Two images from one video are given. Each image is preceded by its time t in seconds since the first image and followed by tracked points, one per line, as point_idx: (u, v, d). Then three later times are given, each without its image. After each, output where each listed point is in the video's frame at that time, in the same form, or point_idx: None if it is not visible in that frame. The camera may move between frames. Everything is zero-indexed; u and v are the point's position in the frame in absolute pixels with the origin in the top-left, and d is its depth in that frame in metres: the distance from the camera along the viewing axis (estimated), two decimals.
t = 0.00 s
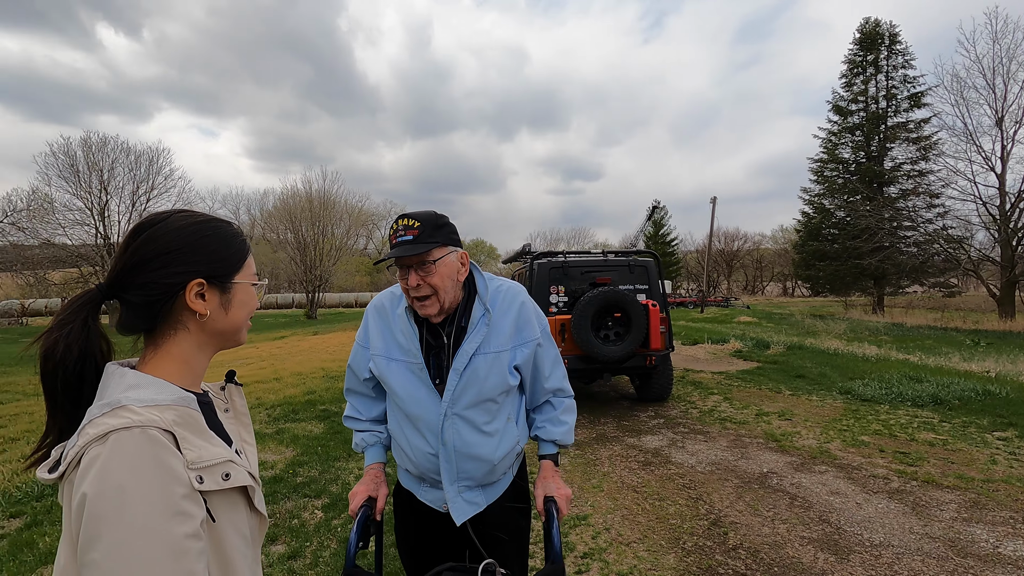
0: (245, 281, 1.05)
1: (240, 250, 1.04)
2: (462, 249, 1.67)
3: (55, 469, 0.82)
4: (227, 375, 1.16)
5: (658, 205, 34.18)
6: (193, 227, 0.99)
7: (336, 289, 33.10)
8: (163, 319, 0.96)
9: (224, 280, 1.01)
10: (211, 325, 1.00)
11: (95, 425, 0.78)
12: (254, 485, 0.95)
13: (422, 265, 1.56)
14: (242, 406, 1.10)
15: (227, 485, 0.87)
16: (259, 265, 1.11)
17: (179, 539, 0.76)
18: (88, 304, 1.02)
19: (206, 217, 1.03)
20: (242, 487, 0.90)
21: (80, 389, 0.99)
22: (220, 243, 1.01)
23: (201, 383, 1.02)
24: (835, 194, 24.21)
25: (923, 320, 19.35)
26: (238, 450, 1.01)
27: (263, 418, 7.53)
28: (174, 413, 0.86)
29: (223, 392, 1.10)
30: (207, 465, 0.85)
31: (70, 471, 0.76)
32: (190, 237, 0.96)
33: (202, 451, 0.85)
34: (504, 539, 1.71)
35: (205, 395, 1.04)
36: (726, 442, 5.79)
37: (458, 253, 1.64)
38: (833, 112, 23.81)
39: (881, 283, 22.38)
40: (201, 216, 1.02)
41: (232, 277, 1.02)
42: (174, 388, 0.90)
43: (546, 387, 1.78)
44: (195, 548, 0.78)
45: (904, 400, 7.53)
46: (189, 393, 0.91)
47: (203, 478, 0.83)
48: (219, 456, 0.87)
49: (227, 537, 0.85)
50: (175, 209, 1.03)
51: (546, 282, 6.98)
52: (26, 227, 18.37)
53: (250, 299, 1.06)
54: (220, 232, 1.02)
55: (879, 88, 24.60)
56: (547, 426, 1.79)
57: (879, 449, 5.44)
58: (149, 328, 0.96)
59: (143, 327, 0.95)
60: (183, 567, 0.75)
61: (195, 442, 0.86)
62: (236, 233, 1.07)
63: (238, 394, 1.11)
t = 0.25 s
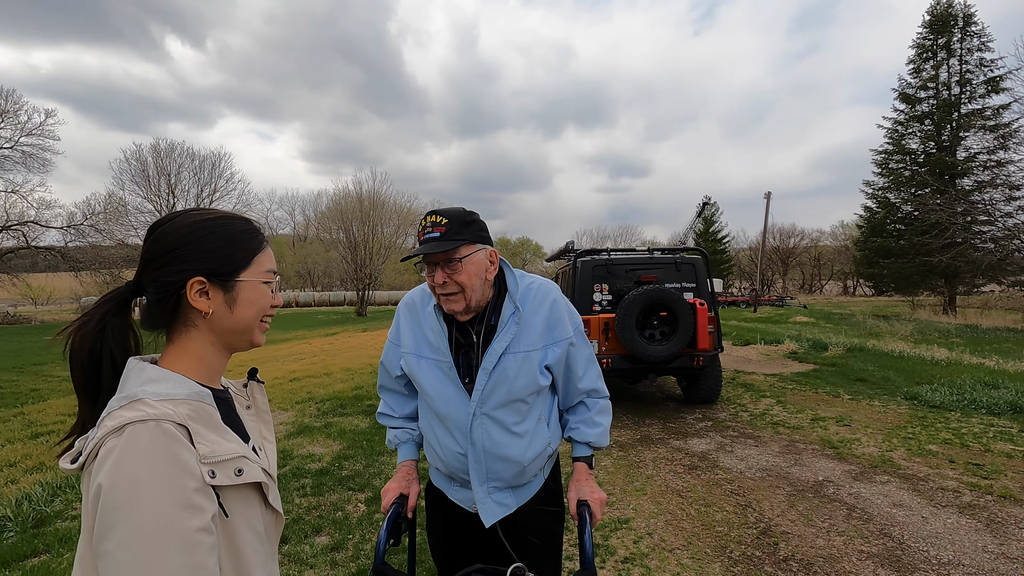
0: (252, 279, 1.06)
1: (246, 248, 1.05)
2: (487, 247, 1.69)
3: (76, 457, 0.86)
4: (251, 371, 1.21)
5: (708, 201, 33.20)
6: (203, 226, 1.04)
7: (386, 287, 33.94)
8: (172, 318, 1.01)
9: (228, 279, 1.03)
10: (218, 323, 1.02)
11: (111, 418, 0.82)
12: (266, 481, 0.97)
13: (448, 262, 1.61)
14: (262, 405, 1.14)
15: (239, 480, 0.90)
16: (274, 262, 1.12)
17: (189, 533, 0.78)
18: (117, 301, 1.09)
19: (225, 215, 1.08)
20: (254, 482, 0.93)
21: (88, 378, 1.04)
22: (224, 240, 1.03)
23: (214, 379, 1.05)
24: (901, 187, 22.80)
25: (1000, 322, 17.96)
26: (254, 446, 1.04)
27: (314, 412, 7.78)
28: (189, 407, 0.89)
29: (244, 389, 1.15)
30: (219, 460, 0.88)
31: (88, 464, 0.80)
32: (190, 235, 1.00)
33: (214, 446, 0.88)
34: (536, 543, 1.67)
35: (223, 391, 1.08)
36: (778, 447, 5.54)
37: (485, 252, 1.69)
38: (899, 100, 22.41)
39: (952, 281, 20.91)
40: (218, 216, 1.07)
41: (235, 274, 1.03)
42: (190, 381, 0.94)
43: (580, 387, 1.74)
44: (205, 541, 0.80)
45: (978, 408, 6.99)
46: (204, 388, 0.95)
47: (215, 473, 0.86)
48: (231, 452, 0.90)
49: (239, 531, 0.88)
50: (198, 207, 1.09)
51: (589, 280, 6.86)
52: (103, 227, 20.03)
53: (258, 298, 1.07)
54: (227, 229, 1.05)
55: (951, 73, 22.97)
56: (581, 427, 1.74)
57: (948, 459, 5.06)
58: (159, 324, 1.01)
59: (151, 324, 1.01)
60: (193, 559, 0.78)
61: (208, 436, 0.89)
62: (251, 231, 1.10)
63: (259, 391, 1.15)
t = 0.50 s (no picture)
0: (259, 276, 1.03)
1: (253, 242, 1.03)
2: (516, 244, 1.66)
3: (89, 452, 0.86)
4: (268, 370, 1.26)
5: (751, 198, 32.21)
6: (210, 221, 1.03)
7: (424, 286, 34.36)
8: (184, 314, 1.02)
9: (233, 276, 1.01)
10: (224, 320, 1.01)
11: (123, 412, 0.82)
12: (277, 483, 0.96)
13: (475, 257, 1.57)
14: (280, 404, 1.19)
15: (247, 480, 0.88)
16: (286, 257, 1.09)
17: (194, 532, 0.77)
18: (139, 294, 1.11)
19: (240, 211, 1.08)
20: (264, 482, 0.91)
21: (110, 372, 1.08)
22: (228, 235, 1.02)
23: (226, 377, 1.04)
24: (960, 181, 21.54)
25: None
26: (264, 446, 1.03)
27: (352, 409, 7.91)
28: (199, 404, 0.89)
29: (264, 386, 1.20)
30: (226, 458, 0.86)
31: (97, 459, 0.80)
32: (196, 231, 1.00)
33: (223, 444, 0.87)
34: (565, 548, 1.64)
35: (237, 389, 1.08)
36: (827, 453, 5.28)
37: (514, 247, 1.65)
38: (959, 89, 21.17)
39: (1018, 280, 19.61)
40: (231, 211, 1.06)
41: (240, 271, 1.02)
42: (202, 375, 0.95)
43: (612, 388, 1.67)
44: (210, 541, 0.79)
45: None
46: (215, 384, 0.95)
47: (222, 471, 0.85)
48: (241, 451, 0.89)
49: (246, 531, 0.87)
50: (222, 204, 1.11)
51: (626, 279, 6.71)
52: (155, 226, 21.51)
53: (265, 296, 1.04)
54: (233, 223, 1.03)
55: (1017, 59, 21.55)
56: (614, 430, 1.67)
57: (1016, 471, 4.70)
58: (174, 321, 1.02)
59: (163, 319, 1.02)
60: (197, 560, 0.76)
61: (217, 433, 0.88)
62: (262, 226, 1.08)
63: (276, 390, 1.21)
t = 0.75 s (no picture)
0: (269, 278, 1.08)
1: (265, 245, 1.08)
2: (545, 241, 1.59)
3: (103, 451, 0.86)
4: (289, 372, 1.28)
5: (799, 194, 31.03)
6: (222, 224, 1.09)
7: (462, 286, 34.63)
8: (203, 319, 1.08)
9: (244, 279, 1.07)
10: (239, 323, 1.07)
11: (133, 414, 0.81)
12: (286, 491, 0.95)
13: (501, 256, 1.52)
14: (299, 407, 1.20)
15: (256, 487, 0.87)
16: (298, 257, 1.15)
17: (200, 539, 0.76)
18: (155, 296, 1.14)
19: (252, 213, 1.14)
20: (273, 489, 0.90)
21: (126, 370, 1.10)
22: (239, 238, 1.07)
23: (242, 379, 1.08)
24: None
25: None
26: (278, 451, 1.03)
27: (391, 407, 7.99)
28: (209, 407, 0.88)
29: (283, 390, 1.21)
30: (236, 464, 0.85)
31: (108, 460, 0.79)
32: (210, 234, 1.06)
33: (236, 448, 0.86)
34: (597, 562, 1.58)
35: (255, 391, 1.13)
36: (882, 462, 4.98)
37: (543, 246, 1.58)
38: None
39: None
40: (245, 213, 1.12)
41: (251, 274, 1.07)
42: (215, 379, 0.93)
43: (649, 394, 1.58)
44: (215, 550, 0.78)
45: None
46: (228, 387, 0.93)
47: (230, 478, 0.84)
48: (250, 457, 0.88)
49: (255, 540, 0.86)
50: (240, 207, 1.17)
51: (667, 277, 6.52)
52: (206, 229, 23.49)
53: (278, 297, 1.09)
54: (243, 226, 1.09)
55: None
56: (650, 437, 1.59)
57: None
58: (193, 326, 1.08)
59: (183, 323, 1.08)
60: (203, 567, 0.76)
61: (227, 438, 0.87)
62: (273, 227, 1.13)
63: (296, 394, 1.21)
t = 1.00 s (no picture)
0: (276, 276, 1.09)
1: (269, 244, 1.09)
2: (567, 240, 1.55)
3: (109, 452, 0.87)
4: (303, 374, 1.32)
5: (844, 190, 29.88)
6: (226, 224, 1.10)
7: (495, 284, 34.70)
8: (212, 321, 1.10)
9: (251, 278, 1.08)
10: (251, 323, 1.08)
11: (142, 413, 0.82)
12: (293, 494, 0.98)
13: (522, 255, 1.48)
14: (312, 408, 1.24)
15: (261, 490, 0.89)
16: (304, 252, 1.15)
17: (201, 541, 0.77)
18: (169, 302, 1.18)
19: (255, 211, 1.14)
20: (279, 492, 0.93)
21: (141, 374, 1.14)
22: (242, 236, 1.08)
23: (254, 380, 1.11)
24: None
25: None
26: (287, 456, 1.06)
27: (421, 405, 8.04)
28: (215, 407, 0.89)
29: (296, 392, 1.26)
30: (241, 467, 0.86)
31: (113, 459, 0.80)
32: (214, 235, 1.07)
33: (241, 451, 0.88)
34: (618, 571, 1.53)
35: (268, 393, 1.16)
36: (931, 471, 4.73)
37: (565, 244, 1.54)
38: None
39: None
40: (248, 212, 1.13)
41: (257, 272, 1.08)
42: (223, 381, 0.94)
43: (674, 398, 1.52)
44: (217, 552, 0.78)
45: None
46: (234, 388, 0.94)
47: (234, 480, 0.85)
48: (255, 459, 0.89)
49: (260, 542, 0.90)
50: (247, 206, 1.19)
51: (700, 276, 6.35)
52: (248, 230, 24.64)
53: (286, 295, 1.09)
54: (247, 225, 1.10)
55: None
56: (676, 444, 1.52)
57: None
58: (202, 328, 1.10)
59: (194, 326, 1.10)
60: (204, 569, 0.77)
61: (233, 439, 0.88)
62: (275, 224, 1.14)
63: (309, 396, 1.25)
